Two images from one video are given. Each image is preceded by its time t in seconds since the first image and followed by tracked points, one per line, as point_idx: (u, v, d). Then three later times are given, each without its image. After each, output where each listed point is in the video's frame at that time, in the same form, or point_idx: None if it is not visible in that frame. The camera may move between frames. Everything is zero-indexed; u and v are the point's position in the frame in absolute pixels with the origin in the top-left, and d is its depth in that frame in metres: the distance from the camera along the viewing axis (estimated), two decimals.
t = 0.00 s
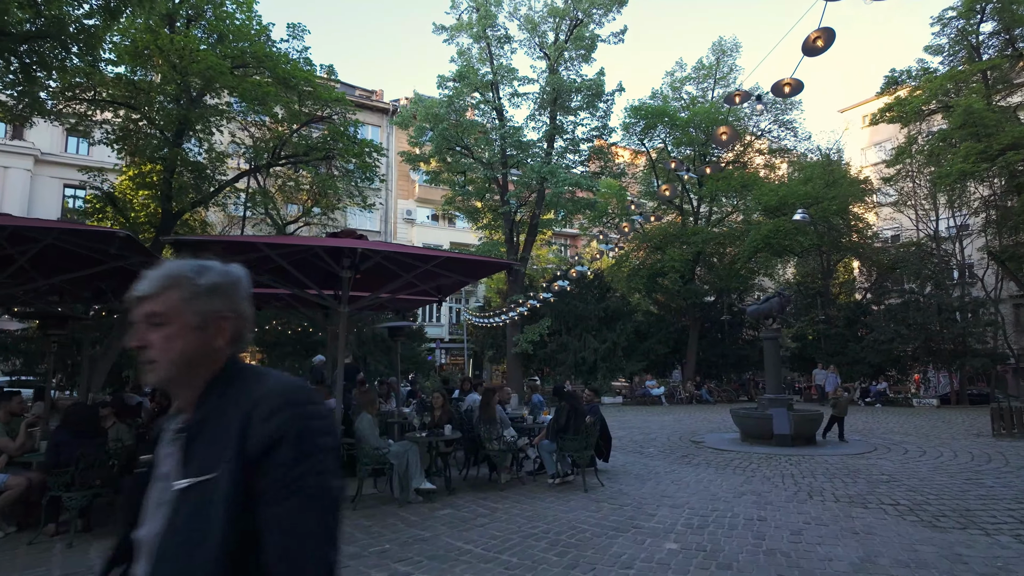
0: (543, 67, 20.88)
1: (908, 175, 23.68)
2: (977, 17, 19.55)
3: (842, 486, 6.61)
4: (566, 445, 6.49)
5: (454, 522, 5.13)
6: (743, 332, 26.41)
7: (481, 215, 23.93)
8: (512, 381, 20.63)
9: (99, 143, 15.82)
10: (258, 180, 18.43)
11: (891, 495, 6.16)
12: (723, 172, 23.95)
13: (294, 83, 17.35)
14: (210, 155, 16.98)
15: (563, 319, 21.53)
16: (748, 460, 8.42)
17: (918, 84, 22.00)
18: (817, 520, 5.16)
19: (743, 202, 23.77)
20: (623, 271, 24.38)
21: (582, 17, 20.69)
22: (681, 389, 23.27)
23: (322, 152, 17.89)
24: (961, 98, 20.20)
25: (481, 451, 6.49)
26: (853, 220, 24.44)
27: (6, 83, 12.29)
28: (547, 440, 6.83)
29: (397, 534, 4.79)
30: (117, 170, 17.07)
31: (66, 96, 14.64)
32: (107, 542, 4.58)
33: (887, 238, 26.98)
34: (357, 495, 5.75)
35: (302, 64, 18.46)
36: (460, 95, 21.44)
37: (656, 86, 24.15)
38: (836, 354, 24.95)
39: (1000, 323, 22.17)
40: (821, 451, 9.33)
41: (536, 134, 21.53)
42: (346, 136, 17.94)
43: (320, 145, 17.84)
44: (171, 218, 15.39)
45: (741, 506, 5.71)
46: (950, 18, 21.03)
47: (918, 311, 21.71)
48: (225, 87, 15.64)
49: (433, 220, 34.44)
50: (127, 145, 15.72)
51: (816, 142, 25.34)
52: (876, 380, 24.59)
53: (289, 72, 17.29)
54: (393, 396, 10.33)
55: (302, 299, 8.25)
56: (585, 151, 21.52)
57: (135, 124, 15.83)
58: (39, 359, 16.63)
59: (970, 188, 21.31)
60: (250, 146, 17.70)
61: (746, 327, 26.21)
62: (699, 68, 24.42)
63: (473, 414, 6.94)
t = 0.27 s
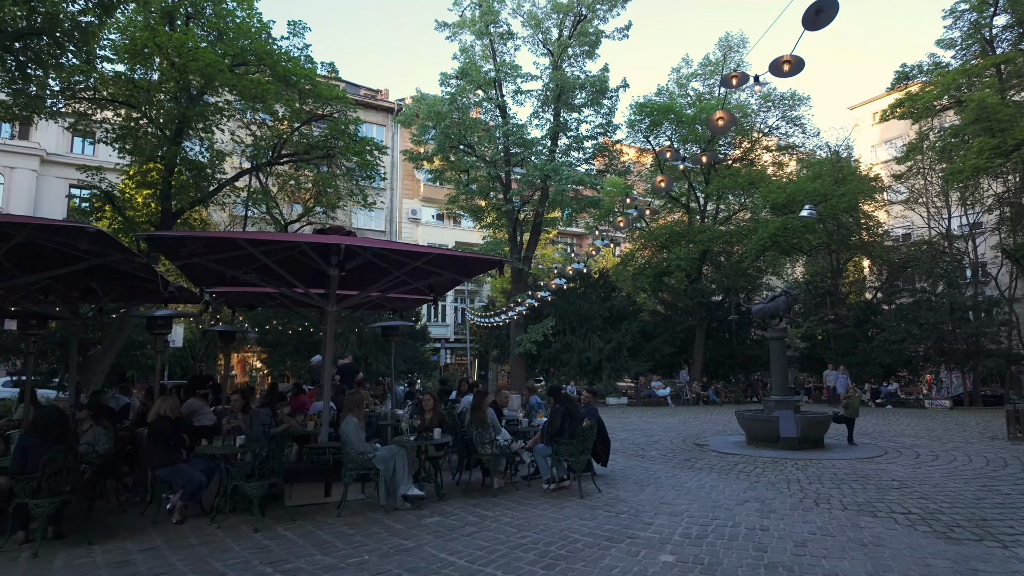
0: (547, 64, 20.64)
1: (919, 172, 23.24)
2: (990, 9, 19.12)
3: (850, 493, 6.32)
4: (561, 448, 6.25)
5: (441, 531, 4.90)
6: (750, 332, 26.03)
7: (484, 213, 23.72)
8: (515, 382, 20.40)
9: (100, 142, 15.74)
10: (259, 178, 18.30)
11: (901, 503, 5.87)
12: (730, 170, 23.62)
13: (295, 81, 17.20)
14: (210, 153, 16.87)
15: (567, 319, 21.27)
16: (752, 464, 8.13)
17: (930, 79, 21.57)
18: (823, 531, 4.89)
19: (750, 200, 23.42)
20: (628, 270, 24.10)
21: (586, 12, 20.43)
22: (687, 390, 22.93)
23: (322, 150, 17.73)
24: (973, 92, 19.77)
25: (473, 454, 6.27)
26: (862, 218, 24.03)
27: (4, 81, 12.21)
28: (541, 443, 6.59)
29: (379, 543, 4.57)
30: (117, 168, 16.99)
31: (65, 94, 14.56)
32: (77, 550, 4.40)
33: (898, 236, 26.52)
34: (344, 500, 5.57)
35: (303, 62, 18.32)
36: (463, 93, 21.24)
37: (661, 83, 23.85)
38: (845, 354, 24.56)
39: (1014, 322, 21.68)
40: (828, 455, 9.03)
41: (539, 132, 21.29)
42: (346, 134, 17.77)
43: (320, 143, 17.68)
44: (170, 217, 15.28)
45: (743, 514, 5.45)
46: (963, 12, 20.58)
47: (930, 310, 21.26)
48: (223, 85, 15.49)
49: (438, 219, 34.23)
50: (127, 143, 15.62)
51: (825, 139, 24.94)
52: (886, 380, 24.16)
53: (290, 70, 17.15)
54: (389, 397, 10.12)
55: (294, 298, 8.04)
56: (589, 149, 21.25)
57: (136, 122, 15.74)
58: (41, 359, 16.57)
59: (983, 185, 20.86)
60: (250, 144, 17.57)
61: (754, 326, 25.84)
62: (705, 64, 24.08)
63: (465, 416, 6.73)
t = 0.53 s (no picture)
0: (554, 60, 20.41)
1: (937, 167, 22.67)
2: None
3: (863, 499, 6.02)
4: (557, 450, 6.01)
5: (428, 537, 4.69)
6: (764, 332, 25.56)
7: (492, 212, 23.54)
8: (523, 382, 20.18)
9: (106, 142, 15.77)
10: (265, 178, 18.26)
11: (917, 510, 5.56)
12: (741, 166, 23.22)
13: (300, 80, 17.12)
14: (216, 153, 16.85)
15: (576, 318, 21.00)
16: (761, 467, 7.83)
17: (948, 71, 21.02)
18: (831, 539, 4.61)
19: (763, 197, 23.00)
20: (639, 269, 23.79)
21: (594, 8, 20.18)
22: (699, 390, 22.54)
23: (327, 149, 17.63)
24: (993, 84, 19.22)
25: (467, 456, 6.05)
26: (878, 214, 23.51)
27: (9, 82, 12.24)
28: (537, 445, 6.36)
29: (362, 551, 4.37)
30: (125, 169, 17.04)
31: (72, 95, 14.61)
32: (50, 556, 4.25)
33: (915, 233, 25.93)
34: (331, 504, 5.38)
35: (308, 61, 18.26)
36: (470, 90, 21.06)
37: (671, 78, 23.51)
38: (861, 354, 24.05)
39: None
40: (842, 458, 8.69)
41: (547, 129, 21.05)
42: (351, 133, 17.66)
43: (325, 142, 17.60)
44: (176, 217, 15.27)
45: (747, 520, 5.18)
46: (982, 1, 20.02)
47: (949, 308, 20.69)
48: (228, 84, 15.44)
49: (449, 219, 34.07)
50: (133, 143, 15.64)
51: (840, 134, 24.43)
52: (904, 380, 23.60)
53: (295, 68, 17.09)
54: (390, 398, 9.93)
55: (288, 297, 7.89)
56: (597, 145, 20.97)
57: (142, 122, 15.75)
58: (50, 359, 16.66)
59: (1004, 179, 20.27)
60: (255, 143, 17.53)
61: (767, 326, 25.37)
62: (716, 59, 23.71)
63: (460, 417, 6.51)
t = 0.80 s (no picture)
0: (563, 57, 20.15)
1: (960, 161, 21.99)
2: None
3: (878, 508, 5.70)
4: (555, 456, 5.77)
5: (413, 549, 4.48)
6: (781, 332, 25.03)
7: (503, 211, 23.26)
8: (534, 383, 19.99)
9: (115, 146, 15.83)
10: (273, 179, 18.23)
11: (935, 521, 5.23)
12: (756, 162, 22.74)
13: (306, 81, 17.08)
14: (224, 155, 16.85)
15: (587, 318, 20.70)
16: (772, 473, 7.51)
17: (971, 62, 20.35)
18: (840, 553, 4.33)
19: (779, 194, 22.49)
20: (651, 268, 23.49)
21: (604, 3, 19.88)
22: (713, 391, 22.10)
23: (333, 151, 17.54)
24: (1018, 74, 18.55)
25: (464, 462, 5.84)
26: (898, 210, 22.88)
27: (16, 85, 12.30)
28: (536, 450, 6.12)
29: (343, 563, 4.17)
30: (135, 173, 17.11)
31: (80, 100, 14.67)
32: (22, 567, 4.12)
33: (937, 230, 25.22)
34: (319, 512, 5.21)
35: (315, 61, 18.19)
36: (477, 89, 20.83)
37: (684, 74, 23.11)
38: (882, 353, 23.44)
39: None
40: (858, 463, 8.33)
41: (557, 127, 20.79)
42: (358, 134, 17.56)
43: (332, 143, 17.51)
44: (184, 220, 15.29)
45: (752, 532, 4.90)
46: None
47: (973, 306, 20.04)
48: (233, 85, 15.40)
49: (461, 220, 33.90)
50: (141, 146, 15.68)
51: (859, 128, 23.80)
52: (926, 381, 22.95)
53: (300, 69, 17.01)
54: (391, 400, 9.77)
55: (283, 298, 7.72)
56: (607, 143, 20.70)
57: (151, 125, 15.76)
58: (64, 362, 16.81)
59: None
60: (262, 145, 17.47)
61: (784, 325, 24.84)
62: (730, 54, 23.24)
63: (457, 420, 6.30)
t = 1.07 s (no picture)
0: (574, 51, 19.88)
1: (985, 153, 21.30)
2: None
3: (895, 515, 5.37)
4: (554, 458, 5.53)
5: (398, 555, 4.28)
6: (799, 330, 24.48)
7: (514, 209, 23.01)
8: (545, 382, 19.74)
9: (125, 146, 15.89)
10: (282, 177, 18.21)
11: (957, 530, 4.90)
12: (772, 157, 22.24)
13: (315, 79, 17.01)
14: (233, 153, 16.86)
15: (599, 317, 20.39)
16: (784, 476, 7.19)
17: (997, 51, 19.68)
18: (851, 564, 4.04)
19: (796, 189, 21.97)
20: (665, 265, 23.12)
21: None
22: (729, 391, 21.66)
23: (341, 149, 17.45)
24: None
25: (459, 464, 5.63)
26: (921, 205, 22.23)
27: (25, 85, 12.35)
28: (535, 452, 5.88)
29: (322, 570, 3.98)
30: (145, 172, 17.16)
31: (90, 100, 14.72)
32: None
33: (961, 225, 24.48)
34: (306, 515, 5.04)
35: (324, 60, 18.11)
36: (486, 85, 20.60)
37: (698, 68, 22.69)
38: (904, 352, 22.82)
39: None
40: (877, 465, 7.97)
41: (568, 123, 20.51)
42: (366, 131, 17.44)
43: (340, 141, 17.41)
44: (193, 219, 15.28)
45: (759, 540, 4.62)
46: None
47: (1000, 304, 19.38)
48: (240, 83, 15.36)
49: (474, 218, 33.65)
50: (150, 145, 15.70)
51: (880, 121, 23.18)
52: (951, 381, 22.28)
53: (309, 67, 16.94)
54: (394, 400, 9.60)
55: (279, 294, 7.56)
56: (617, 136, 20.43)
57: (160, 125, 15.78)
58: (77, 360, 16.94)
59: None
60: (271, 143, 17.44)
61: (802, 323, 24.29)
62: (745, 47, 22.77)
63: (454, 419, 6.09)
